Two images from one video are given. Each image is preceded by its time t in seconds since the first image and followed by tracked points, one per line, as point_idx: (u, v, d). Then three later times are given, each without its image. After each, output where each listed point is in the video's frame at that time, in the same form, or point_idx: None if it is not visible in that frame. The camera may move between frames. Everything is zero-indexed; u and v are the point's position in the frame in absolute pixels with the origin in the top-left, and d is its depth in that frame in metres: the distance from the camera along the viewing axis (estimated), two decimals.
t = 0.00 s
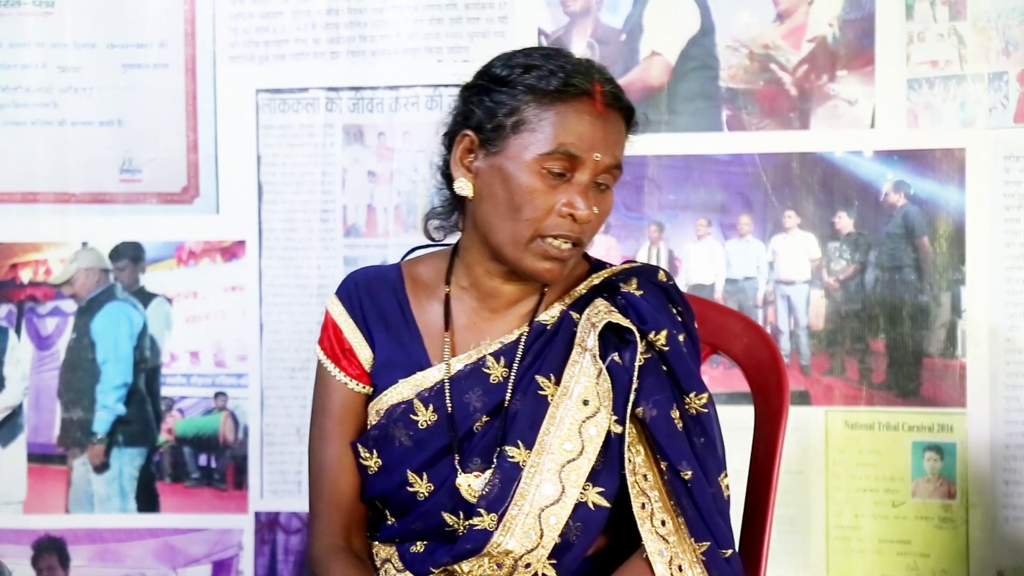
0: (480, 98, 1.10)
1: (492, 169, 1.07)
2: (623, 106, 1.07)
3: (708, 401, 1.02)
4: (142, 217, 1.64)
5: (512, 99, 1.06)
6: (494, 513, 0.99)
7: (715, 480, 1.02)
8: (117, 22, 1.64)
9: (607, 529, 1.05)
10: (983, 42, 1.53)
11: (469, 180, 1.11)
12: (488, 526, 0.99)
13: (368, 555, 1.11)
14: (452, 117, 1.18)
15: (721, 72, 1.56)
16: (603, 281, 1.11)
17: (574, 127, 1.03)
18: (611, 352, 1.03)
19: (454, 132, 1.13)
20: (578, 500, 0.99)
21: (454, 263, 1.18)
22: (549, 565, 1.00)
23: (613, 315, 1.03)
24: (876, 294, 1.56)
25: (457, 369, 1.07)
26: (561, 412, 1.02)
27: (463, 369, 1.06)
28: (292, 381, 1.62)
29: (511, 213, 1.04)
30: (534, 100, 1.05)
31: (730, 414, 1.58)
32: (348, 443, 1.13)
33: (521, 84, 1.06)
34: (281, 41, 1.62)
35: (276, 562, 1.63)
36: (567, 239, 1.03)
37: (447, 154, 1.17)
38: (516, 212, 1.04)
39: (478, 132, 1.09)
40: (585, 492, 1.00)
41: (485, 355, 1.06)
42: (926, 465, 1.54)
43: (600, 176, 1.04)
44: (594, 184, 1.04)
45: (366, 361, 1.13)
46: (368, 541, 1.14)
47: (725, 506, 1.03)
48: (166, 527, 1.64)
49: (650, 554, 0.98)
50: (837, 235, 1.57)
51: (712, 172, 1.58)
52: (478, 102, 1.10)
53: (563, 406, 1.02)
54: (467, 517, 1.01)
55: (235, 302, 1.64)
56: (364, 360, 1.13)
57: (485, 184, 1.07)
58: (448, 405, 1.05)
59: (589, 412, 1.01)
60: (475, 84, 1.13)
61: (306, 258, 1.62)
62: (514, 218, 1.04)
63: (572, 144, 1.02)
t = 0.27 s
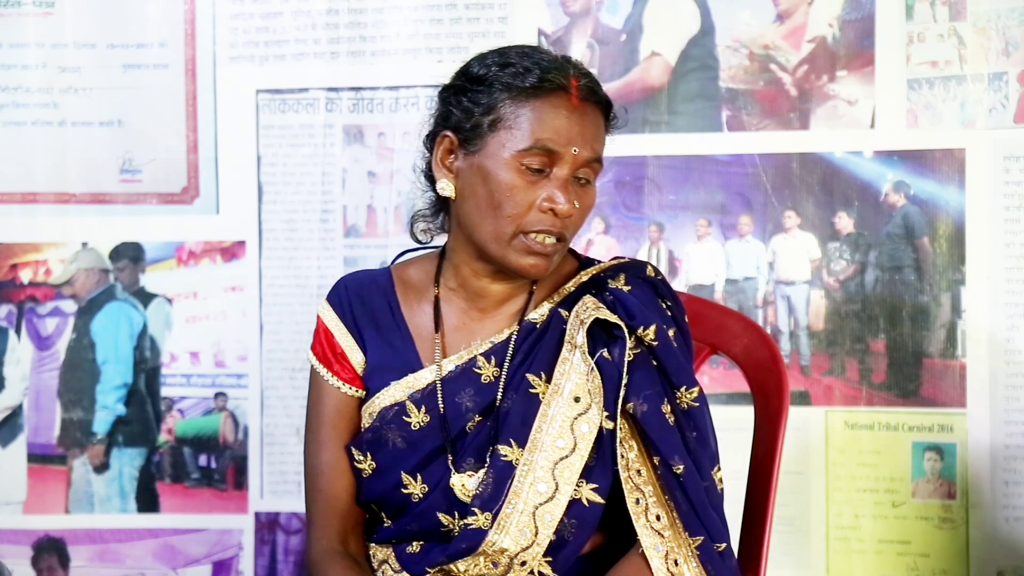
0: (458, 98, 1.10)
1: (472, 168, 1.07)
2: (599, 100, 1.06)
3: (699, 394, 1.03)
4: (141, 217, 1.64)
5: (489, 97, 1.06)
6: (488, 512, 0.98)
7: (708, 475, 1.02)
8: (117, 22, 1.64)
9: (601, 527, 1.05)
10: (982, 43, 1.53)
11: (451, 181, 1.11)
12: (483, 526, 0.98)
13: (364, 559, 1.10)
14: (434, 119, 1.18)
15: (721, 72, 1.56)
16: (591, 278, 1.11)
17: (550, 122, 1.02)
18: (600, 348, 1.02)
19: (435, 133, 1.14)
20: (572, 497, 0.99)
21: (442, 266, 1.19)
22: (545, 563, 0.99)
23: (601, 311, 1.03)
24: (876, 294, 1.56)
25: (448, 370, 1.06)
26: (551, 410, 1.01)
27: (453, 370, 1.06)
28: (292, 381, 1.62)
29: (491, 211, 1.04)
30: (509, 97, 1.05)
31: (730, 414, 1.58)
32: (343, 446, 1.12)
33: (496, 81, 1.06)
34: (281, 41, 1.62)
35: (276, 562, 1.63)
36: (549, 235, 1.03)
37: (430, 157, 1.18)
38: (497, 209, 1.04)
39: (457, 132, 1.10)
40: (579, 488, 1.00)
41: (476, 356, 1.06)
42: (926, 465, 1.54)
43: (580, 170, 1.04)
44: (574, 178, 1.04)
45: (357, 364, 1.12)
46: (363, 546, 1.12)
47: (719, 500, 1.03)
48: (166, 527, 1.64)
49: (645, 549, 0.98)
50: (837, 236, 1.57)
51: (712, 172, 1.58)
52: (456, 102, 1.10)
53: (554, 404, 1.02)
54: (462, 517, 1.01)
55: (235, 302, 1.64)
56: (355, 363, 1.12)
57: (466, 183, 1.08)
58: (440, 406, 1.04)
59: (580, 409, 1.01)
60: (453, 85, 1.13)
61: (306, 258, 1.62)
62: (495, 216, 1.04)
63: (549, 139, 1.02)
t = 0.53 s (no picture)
0: (475, 95, 1.11)
1: (488, 165, 1.07)
2: (616, 98, 1.07)
3: (709, 398, 1.03)
4: (141, 217, 1.64)
5: (506, 95, 1.07)
6: (493, 507, 0.99)
7: (715, 479, 1.02)
8: (117, 22, 1.64)
9: (607, 529, 1.06)
10: (983, 43, 1.53)
11: (467, 178, 1.12)
12: (487, 521, 0.99)
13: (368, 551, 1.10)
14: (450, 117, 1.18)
15: (721, 72, 1.56)
16: (604, 279, 1.11)
17: (567, 120, 1.03)
18: (611, 347, 1.03)
19: (452, 131, 1.14)
20: (577, 496, 0.99)
21: (458, 263, 1.19)
22: (548, 561, 1.00)
23: (614, 310, 1.03)
24: (876, 294, 1.56)
25: (458, 365, 1.06)
26: (561, 408, 1.01)
27: (464, 365, 1.06)
28: (291, 381, 1.62)
29: (506, 209, 1.04)
30: (526, 95, 1.05)
31: (730, 414, 1.58)
32: (351, 439, 1.13)
33: (514, 79, 1.06)
34: (281, 41, 1.62)
35: (276, 562, 1.63)
36: (564, 233, 1.03)
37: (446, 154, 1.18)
38: (512, 207, 1.04)
39: (474, 130, 1.10)
40: (585, 488, 1.00)
41: (487, 351, 1.06)
42: (926, 465, 1.54)
43: (595, 169, 1.04)
44: (589, 177, 1.04)
45: (368, 357, 1.13)
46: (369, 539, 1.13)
47: (726, 505, 1.02)
48: (166, 527, 1.64)
49: (650, 550, 0.98)
50: (837, 236, 1.57)
51: (712, 172, 1.58)
52: (473, 100, 1.11)
53: (564, 402, 1.02)
54: (467, 512, 1.01)
55: (236, 302, 1.64)
56: (366, 355, 1.13)
57: (481, 180, 1.08)
58: (448, 400, 1.04)
59: (589, 408, 1.01)
60: (470, 83, 1.13)
61: (306, 258, 1.62)
62: (510, 214, 1.04)
63: (565, 137, 1.02)
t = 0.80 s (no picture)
0: (507, 95, 1.12)
1: (517, 166, 1.08)
2: (647, 107, 1.08)
3: (724, 408, 1.04)
4: (141, 217, 1.64)
5: (539, 97, 1.07)
6: (503, 506, 0.99)
7: (727, 488, 1.02)
8: (117, 22, 1.64)
9: (616, 532, 1.06)
10: (982, 43, 1.53)
11: (494, 177, 1.12)
12: (496, 519, 0.99)
13: (375, 546, 1.12)
14: (479, 114, 1.19)
15: (721, 72, 1.56)
16: (625, 283, 1.11)
17: (599, 126, 1.04)
18: (630, 351, 1.02)
19: (481, 129, 1.15)
20: (588, 499, 1.00)
21: (478, 259, 1.20)
22: (556, 562, 1.00)
23: (635, 315, 1.03)
24: (876, 294, 1.56)
25: (474, 362, 1.07)
26: (576, 410, 1.02)
27: (480, 362, 1.07)
28: (291, 381, 1.62)
29: (534, 211, 1.05)
30: (560, 99, 1.06)
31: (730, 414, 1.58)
32: (363, 431, 1.13)
33: (548, 82, 1.07)
34: (281, 41, 1.62)
35: (276, 562, 1.63)
36: (590, 238, 1.04)
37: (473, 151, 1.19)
38: (540, 209, 1.05)
39: (504, 129, 1.10)
40: (597, 491, 1.00)
41: (504, 349, 1.07)
42: (926, 465, 1.54)
43: (624, 176, 1.05)
44: (618, 184, 1.05)
45: (384, 350, 1.14)
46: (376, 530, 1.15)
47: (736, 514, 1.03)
48: (165, 527, 1.64)
49: (659, 557, 0.98)
50: (837, 236, 1.57)
51: (712, 173, 1.58)
52: (505, 100, 1.12)
53: (580, 404, 1.02)
54: (477, 510, 1.02)
55: (236, 302, 1.64)
56: (382, 348, 1.14)
57: (510, 181, 1.09)
58: (464, 397, 1.05)
59: (604, 411, 1.01)
60: (503, 82, 1.14)
61: (306, 258, 1.62)
62: (538, 216, 1.05)
63: (596, 143, 1.03)
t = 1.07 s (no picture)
0: (520, 94, 1.12)
1: (528, 163, 1.08)
2: (659, 108, 1.08)
3: (728, 408, 1.04)
4: (141, 217, 1.64)
5: (551, 95, 1.07)
6: (506, 497, 0.99)
7: (731, 487, 1.02)
8: (117, 22, 1.64)
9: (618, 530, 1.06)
10: (982, 43, 1.53)
11: (505, 174, 1.12)
12: (500, 510, 0.99)
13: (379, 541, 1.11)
14: (492, 113, 1.19)
15: (721, 72, 1.56)
16: (632, 283, 1.12)
17: (610, 124, 1.04)
18: (636, 348, 1.03)
19: (493, 127, 1.15)
20: (591, 494, 1.00)
21: (486, 258, 1.20)
22: (558, 556, 1.00)
23: (641, 312, 1.03)
24: (876, 294, 1.56)
25: (481, 358, 1.07)
26: (581, 406, 1.02)
27: (487, 358, 1.07)
28: (291, 381, 1.62)
29: (543, 207, 1.05)
30: (572, 97, 1.06)
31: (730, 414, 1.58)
32: (371, 425, 1.13)
33: (560, 81, 1.07)
34: (281, 41, 1.62)
35: (276, 562, 1.62)
36: (598, 235, 1.04)
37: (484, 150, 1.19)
38: (549, 205, 1.05)
39: (516, 127, 1.11)
40: (600, 486, 1.00)
41: (511, 346, 1.07)
42: (925, 465, 1.54)
43: (633, 175, 1.05)
44: (627, 182, 1.05)
45: (392, 346, 1.14)
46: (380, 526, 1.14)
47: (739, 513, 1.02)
48: (166, 527, 1.64)
49: (660, 553, 0.98)
50: (837, 236, 1.57)
51: (712, 173, 1.58)
52: (518, 98, 1.12)
53: (585, 400, 1.02)
54: (480, 502, 1.02)
55: (236, 302, 1.64)
56: (390, 344, 1.14)
57: (520, 178, 1.09)
58: (470, 392, 1.05)
59: (609, 407, 1.02)
60: (516, 81, 1.14)
61: (306, 258, 1.62)
62: (546, 212, 1.05)
63: (606, 141, 1.03)
